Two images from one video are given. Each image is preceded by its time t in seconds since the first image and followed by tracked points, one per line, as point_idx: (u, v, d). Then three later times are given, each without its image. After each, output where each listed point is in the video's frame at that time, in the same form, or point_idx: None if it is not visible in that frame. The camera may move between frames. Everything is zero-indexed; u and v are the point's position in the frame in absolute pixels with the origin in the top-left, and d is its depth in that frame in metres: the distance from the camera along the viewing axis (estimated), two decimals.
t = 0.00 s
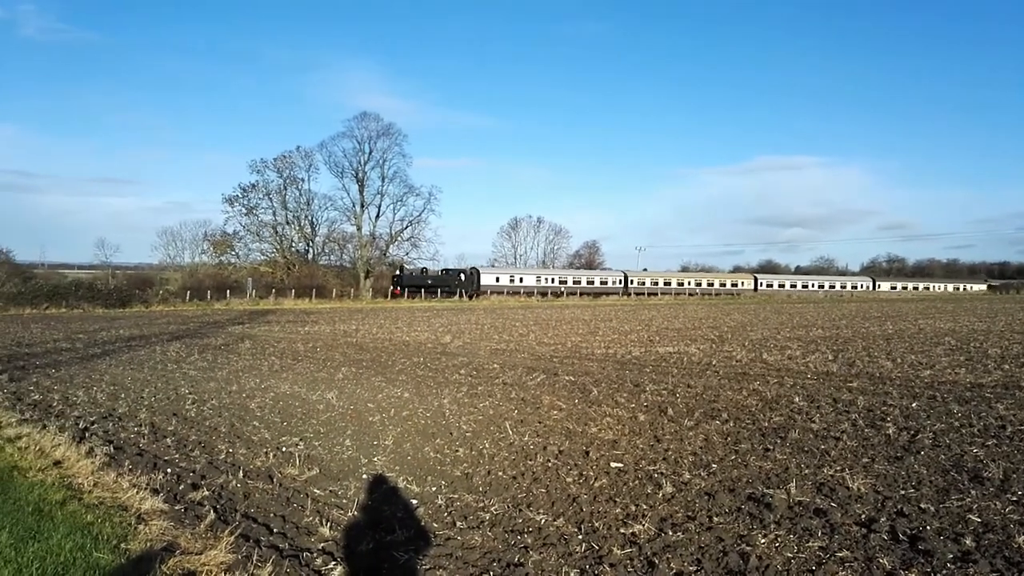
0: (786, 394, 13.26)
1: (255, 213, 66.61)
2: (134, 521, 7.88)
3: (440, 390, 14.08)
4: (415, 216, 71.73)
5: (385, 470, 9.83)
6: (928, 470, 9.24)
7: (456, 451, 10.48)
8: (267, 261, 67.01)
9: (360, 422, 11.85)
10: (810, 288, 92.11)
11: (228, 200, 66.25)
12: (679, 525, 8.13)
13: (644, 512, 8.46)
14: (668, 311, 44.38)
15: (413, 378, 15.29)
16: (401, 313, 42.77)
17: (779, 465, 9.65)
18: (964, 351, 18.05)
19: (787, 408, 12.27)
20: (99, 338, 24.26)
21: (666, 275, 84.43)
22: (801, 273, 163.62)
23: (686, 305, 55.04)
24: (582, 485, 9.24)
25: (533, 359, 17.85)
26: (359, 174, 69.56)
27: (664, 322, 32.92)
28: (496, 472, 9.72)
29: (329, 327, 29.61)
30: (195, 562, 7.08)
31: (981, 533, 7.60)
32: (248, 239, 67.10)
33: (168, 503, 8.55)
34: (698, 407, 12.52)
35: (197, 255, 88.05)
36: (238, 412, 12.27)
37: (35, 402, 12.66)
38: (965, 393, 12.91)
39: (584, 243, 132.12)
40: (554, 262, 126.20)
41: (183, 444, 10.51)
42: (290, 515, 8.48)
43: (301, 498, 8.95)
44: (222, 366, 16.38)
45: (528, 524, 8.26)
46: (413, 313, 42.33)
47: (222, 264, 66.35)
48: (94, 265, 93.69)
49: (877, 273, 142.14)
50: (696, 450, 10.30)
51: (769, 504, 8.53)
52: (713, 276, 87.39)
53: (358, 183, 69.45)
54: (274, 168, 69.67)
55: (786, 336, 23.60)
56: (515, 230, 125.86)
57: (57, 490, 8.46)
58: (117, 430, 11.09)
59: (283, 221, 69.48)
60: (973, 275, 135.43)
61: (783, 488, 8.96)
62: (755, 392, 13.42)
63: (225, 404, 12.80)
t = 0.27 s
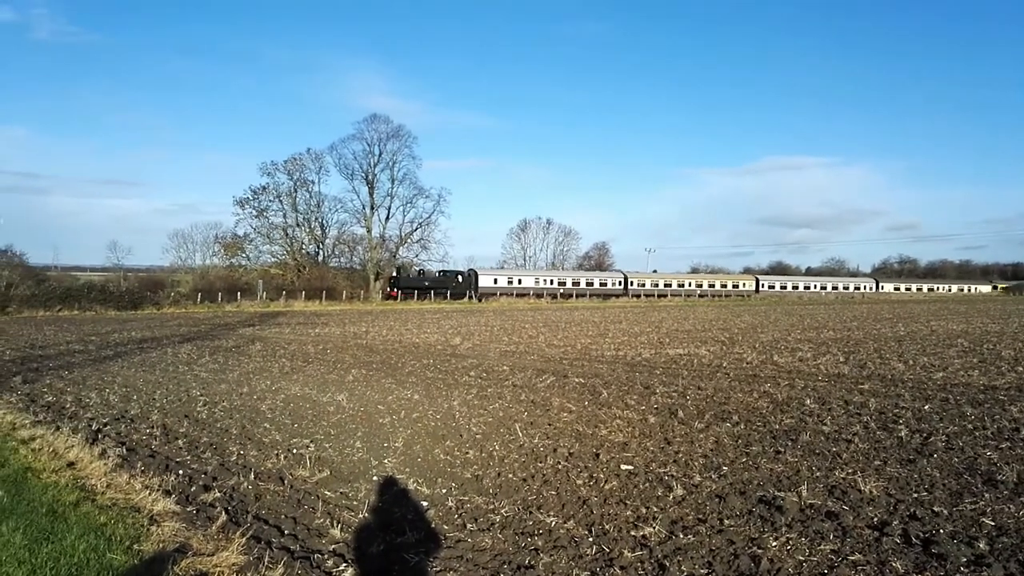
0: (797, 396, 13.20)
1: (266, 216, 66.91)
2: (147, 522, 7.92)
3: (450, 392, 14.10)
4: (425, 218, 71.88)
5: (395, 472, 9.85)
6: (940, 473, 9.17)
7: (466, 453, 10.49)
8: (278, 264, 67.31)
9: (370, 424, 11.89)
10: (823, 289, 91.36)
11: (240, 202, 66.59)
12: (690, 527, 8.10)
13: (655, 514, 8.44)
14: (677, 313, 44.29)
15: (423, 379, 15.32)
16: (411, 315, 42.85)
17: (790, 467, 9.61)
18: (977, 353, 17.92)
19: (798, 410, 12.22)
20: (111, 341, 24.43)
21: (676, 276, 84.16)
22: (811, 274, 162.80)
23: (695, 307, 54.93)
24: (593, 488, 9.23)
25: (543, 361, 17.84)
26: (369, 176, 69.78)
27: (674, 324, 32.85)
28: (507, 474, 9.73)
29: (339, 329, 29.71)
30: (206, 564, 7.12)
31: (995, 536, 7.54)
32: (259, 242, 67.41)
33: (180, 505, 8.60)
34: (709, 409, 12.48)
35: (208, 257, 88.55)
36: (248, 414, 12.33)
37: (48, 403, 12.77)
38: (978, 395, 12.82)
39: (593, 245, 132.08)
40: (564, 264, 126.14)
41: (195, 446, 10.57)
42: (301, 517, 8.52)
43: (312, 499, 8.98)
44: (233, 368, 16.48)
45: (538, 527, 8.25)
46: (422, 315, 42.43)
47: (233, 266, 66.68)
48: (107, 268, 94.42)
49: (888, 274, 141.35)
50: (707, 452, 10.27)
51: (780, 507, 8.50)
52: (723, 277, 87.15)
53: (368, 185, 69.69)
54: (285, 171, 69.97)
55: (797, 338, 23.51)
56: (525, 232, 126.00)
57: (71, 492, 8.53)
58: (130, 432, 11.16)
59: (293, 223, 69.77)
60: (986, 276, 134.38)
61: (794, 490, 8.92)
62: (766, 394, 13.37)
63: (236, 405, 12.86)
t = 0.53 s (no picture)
0: (809, 395, 13.15)
1: (277, 216, 67.21)
2: (161, 519, 7.99)
3: (461, 391, 14.13)
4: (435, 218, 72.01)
5: (407, 470, 9.88)
6: (954, 472, 9.12)
7: (477, 451, 10.52)
8: (289, 263, 67.62)
9: (382, 422, 11.93)
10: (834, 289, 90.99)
11: (251, 202, 66.92)
12: (702, 526, 8.09)
13: (667, 513, 8.43)
14: (688, 312, 44.25)
15: (434, 378, 15.35)
16: (421, 314, 42.96)
17: (803, 467, 9.58)
18: (991, 352, 17.79)
19: (811, 409, 12.17)
20: (125, 339, 24.60)
21: (686, 276, 83.98)
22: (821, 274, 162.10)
23: (707, 306, 54.77)
24: (604, 486, 9.23)
25: (554, 359, 17.85)
26: (380, 177, 69.96)
27: (685, 323, 32.78)
28: (518, 472, 9.74)
29: (350, 328, 29.80)
30: (220, 560, 7.17)
31: (1010, 537, 7.49)
32: (271, 242, 67.74)
33: (194, 502, 8.66)
34: (721, 408, 12.46)
35: (220, 257, 89.10)
36: (261, 412, 12.40)
37: (63, 401, 12.88)
38: (992, 394, 12.73)
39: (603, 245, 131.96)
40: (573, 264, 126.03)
41: (208, 444, 10.63)
42: (314, 514, 8.56)
43: (324, 497, 9.02)
44: (245, 367, 16.57)
45: (550, 525, 8.27)
46: (432, 314, 42.53)
47: (245, 266, 67.03)
48: (120, 267, 95.14)
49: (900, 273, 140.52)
50: (719, 451, 10.25)
51: (793, 506, 8.47)
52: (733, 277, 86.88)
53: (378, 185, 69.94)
54: (296, 171, 70.27)
55: (809, 337, 23.41)
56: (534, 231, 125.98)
57: (86, 488, 8.60)
58: (144, 429, 11.24)
59: (304, 223, 70.06)
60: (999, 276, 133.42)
61: (807, 490, 8.89)
62: (778, 393, 13.33)
63: (249, 404, 12.93)
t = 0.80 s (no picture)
0: (825, 397, 13.06)
1: (291, 218, 67.64)
2: (178, 520, 8.05)
3: (474, 392, 14.14)
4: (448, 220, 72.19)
5: (421, 472, 9.90)
6: (973, 476, 9.03)
7: (491, 453, 10.53)
8: (304, 265, 68.07)
9: (396, 424, 11.96)
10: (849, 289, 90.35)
11: (266, 204, 67.38)
12: (717, 529, 8.06)
13: (682, 516, 8.39)
14: (702, 313, 44.11)
15: (448, 380, 15.39)
16: (435, 315, 43.12)
17: (819, 469, 9.52)
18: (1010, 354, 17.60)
19: (827, 411, 12.09)
20: (141, 342, 24.85)
21: (699, 276, 83.65)
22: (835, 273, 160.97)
23: (720, 307, 54.57)
24: (619, 489, 9.21)
25: (567, 361, 17.82)
26: (393, 178, 70.21)
27: (699, 324, 32.68)
28: (532, 475, 9.74)
29: (364, 330, 29.93)
30: (237, 562, 7.21)
31: None
32: (285, 244, 68.17)
33: (211, 504, 8.73)
34: (735, 410, 12.40)
35: (235, 259, 89.78)
36: (276, 414, 12.47)
37: (81, 403, 13.02)
38: (1012, 397, 12.58)
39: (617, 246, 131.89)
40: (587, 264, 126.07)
41: (223, 446, 10.71)
42: (329, 516, 8.60)
43: (339, 499, 9.05)
44: (260, 369, 16.69)
45: (564, 527, 8.26)
46: (445, 316, 42.65)
47: (260, 267, 67.50)
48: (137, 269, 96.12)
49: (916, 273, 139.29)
50: (734, 454, 10.21)
51: (809, 509, 8.42)
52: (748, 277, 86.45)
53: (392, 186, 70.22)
54: (310, 173, 70.65)
55: (823, 338, 23.25)
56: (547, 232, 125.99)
57: (104, 489, 8.69)
58: (160, 431, 11.34)
59: (318, 225, 70.44)
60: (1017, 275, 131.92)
61: (823, 492, 8.83)
62: (793, 395, 13.25)
63: (264, 406, 13.01)
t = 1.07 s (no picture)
0: (839, 401, 12.98)
1: (304, 222, 68.00)
2: (193, 523, 8.10)
3: (487, 396, 14.15)
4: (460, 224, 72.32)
5: (434, 475, 9.92)
6: (991, 481, 8.94)
7: (504, 457, 10.53)
8: (316, 269, 68.41)
9: (409, 427, 11.99)
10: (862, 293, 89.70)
11: (279, 209, 67.75)
12: (732, 533, 8.02)
13: (696, 520, 8.36)
14: (715, 317, 43.98)
15: (460, 383, 15.40)
16: (447, 319, 43.18)
17: (833, 473, 9.46)
18: None
19: (841, 415, 12.02)
20: (156, 345, 25.04)
21: (711, 279, 83.27)
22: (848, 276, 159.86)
23: (734, 311, 54.37)
24: (632, 493, 9.18)
25: (580, 365, 17.80)
26: (405, 182, 70.43)
27: (712, 328, 32.55)
28: (545, 478, 9.73)
29: (376, 333, 30.02)
30: (252, 565, 7.25)
31: None
32: (298, 248, 68.53)
33: (225, 506, 8.78)
34: (749, 414, 12.34)
35: (248, 263, 90.35)
36: (289, 418, 12.53)
37: (97, 406, 13.14)
38: None
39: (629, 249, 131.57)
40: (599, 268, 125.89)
41: (237, 449, 10.77)
42: (342, 519, 8.63)
43: (353, 502, 9.09)
44: (274, 372, 16.78)
45: (577, 531, 8.25)
46: (457, 319, 42.71)
47: (273, 272, 67.90)
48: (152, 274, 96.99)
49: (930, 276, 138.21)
50: (748, 458, 10.16)
51: (824, 514, 8.36)
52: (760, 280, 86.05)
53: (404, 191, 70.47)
54: (323, 177, 71.01)
55: (838, 342, 23.09)
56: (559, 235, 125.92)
57: (120, 492, 8.77)
58: (175, 434, 11.42)
59: (331, 229, 70.76)
60: None
61: (838, 497, 8.77)
62: (807, 399, 13.17)
63: (278, 409, 13.07)
